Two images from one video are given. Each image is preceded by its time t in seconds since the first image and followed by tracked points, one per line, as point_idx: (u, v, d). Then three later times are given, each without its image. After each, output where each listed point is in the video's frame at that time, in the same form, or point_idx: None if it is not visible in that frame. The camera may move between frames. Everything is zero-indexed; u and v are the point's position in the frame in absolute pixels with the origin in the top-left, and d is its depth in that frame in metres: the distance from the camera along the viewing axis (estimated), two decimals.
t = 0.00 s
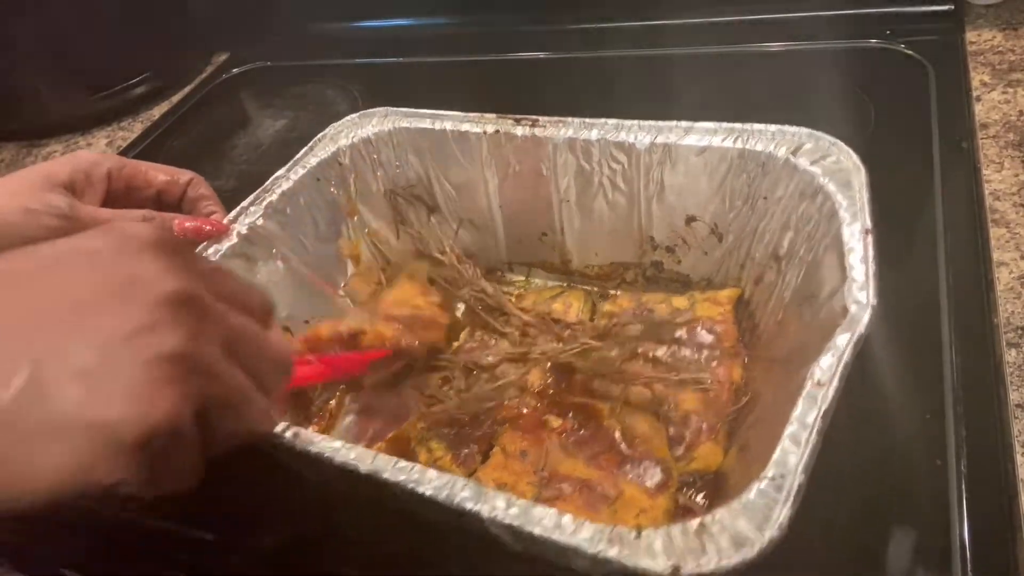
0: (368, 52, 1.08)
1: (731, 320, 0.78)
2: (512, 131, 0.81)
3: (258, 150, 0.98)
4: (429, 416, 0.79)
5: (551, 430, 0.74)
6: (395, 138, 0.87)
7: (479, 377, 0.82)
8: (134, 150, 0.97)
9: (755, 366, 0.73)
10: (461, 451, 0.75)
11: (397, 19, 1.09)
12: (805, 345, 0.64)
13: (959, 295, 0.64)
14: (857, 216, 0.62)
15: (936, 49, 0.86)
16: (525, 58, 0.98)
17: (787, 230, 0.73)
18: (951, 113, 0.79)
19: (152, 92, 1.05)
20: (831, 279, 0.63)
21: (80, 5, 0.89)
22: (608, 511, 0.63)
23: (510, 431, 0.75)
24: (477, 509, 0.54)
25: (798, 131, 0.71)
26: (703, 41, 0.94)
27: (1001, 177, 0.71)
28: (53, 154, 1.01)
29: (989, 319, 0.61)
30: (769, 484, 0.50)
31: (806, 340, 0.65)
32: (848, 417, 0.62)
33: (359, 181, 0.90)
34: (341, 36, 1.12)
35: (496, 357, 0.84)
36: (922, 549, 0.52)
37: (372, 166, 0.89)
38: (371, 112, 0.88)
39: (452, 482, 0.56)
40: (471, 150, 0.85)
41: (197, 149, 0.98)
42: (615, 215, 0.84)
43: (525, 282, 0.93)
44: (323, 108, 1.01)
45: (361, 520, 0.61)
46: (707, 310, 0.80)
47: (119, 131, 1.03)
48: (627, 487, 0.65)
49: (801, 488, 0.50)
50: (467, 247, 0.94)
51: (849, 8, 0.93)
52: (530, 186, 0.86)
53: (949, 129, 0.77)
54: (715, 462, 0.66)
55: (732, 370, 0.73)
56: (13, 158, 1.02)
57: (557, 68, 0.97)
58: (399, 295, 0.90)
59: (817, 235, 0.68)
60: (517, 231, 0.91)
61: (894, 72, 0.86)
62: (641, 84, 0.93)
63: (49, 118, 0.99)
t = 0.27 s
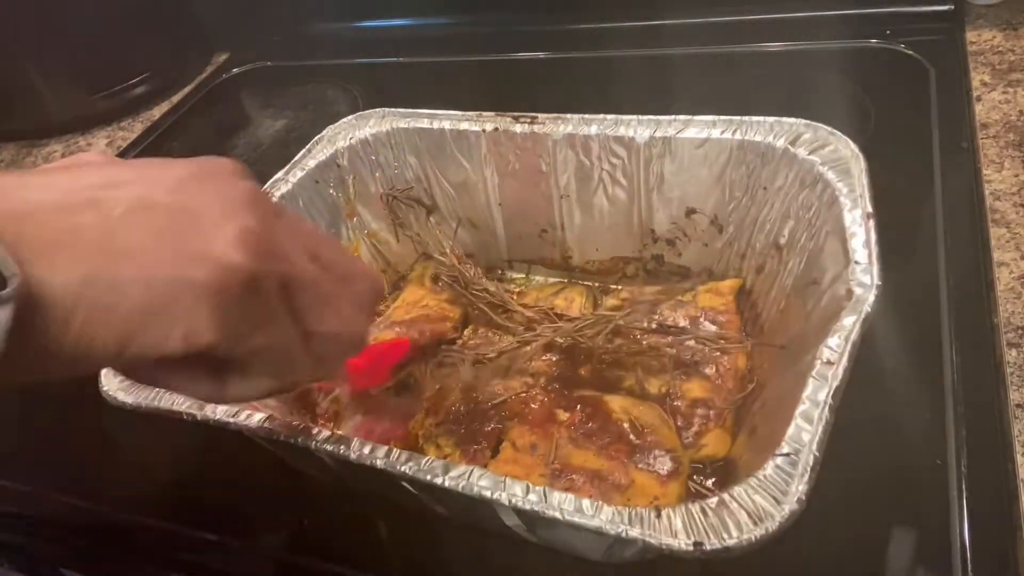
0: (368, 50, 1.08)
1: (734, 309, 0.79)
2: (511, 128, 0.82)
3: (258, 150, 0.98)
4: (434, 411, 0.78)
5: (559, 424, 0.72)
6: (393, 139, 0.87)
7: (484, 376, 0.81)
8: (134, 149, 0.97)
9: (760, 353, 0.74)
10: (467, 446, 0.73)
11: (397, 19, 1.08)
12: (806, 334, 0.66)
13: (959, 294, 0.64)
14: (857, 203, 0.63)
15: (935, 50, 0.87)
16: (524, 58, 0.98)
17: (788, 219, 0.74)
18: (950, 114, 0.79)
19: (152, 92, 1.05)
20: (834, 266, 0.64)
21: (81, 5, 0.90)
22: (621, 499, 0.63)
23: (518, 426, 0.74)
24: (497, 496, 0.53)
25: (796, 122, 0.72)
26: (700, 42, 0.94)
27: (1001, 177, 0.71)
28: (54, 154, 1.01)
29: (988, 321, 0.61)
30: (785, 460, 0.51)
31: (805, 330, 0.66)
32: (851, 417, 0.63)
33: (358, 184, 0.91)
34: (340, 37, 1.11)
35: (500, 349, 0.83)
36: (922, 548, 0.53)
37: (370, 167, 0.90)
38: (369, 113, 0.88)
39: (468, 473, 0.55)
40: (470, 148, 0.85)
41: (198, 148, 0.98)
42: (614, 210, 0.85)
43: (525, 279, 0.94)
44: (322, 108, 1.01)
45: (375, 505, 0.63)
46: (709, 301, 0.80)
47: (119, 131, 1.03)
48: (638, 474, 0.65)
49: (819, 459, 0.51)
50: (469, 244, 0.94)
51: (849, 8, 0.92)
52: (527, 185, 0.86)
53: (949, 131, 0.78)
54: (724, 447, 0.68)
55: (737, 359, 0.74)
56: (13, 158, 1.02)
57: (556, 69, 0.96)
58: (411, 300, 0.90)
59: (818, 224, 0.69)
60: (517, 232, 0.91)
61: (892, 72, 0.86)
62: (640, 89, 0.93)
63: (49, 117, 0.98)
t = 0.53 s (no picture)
0: (367, 50, 1.07)
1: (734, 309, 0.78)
2: (513, 125, 0.82)
3: (258, 150, 0.98)
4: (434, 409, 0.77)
5: (559, 424, 0.72)
6: (393, 131, 0.87)
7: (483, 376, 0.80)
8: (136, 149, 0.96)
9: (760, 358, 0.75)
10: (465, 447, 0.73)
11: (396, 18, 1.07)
12: (808, 346, 0.66)
13: (960, 298, 0.64)
14: (861, 208, 0.63)
15: (937, 50, 0.86)
16: (523, 59, 0.98)
17: (791, 223, 0.74)
18: (950, 114, 0.79)
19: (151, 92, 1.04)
20: (839, 271, 0.64)
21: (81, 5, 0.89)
22: (622, 508, 0.63)
23: (517, 427, 0.73)
24: (501, 516, 0.53)
25: (801, 123, 0.72)
26: (703, 41, 0.94)
27: (1001, 177, 0.71)
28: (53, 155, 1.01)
29: (988, 320, 0.61)
30: (788, 475, 0.51)
31: (807, 336, 0.67)
32: (854, 422, 0.62)
33: (356, 178, 0.90)
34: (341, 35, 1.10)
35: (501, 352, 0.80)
36: (923, 548, 0.53)
37: (367, 161, 0.90)
38: (367, 106, 0.88)
39: (472, 489, 0.55)
40: (471, 144, 0.85)
41: (198, 149, 0.98)
42: (617, 208, 0.85)
43: (524, 276, 0.94)
44: (322, 108, 1.01)
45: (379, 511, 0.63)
46: (710, 301, 0.79)
47: (119, 131, 1.03)
48: (639, 478, 0.65)
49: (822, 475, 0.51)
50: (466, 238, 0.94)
51: (849, 8, 0.92)
52: (526, 183, 0.86)
53: (949, 132, 0.77)
54: (725, 449, 0.69)
55: (739, 360, 0.74)
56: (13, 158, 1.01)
57: (556, 70, 0.96)
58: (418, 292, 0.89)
59: (822, 227, 0.69)
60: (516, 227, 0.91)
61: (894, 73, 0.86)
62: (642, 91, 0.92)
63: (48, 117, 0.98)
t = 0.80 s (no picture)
0: (365, 50, 1.07)
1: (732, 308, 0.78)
2: (514, 111, 0.82)
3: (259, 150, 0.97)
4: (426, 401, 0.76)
5: (557, 423, 0.71)
6: (384, 109, 0.86)
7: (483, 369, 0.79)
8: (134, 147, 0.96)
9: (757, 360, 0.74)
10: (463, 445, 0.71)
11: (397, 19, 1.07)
12: (812, 351, 0.65)
13: (958, 301, 0.65)
14: (869, 217, 0.64)
15: (936, 50, 0.86)
16: (524, 59, 0.98)
17: (794, 225, 0.74)
18: (949, 114, 0.80)
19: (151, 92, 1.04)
20: (844, 275, 0.64)
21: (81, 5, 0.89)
22: (619, 510, 0.62)
23: (515, 425, 0.72)
24: (511, 534, 0.53)
25: (809, 124, 0.73)
26: (700, 41, 0.93)
27: (1001, 177, 0.72)
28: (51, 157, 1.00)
29: (989, 321, 0.62)
30: (798, 491, 0.52)
31: (807, 343, 0.67)
32: (856, 423, 0.62)
33: (346, 159, 0.89)
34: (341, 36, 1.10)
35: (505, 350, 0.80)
36: (920, 548, 0.53)
37: (356, 140, 0.88)
38: (358, 84, 0.87)
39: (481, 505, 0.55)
40: (468, 128, 0.85)
41: (197, 150, 0.98)
42: (616, 200, 0.84)
43: (516, 263, 0.93)
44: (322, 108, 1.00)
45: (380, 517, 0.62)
46: (707, 299, 0.79)
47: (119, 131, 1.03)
48: (635, 478, 0.65)
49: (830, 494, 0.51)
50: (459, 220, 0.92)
51: (849, 8, 0.91)
52: (523, 172, 0.86)
53: (949, 132, 0.78)
54: (721, 452, 0.69)
55: (733, 359, 0.74)
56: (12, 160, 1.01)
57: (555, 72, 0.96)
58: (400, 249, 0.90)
59: (825, 230, 0.69)
60: (510, 211, 0.90)
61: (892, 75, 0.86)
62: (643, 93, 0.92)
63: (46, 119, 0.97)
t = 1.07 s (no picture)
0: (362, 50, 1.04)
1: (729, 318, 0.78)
2: (520, 101, 0.80)
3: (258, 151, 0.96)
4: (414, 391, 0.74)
5: (547, 423, 0.70)
6: (388, 91, 0.85)
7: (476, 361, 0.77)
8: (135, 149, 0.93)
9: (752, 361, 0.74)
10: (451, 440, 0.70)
11: (396, 19, 1.04)
12: (813, 368, 0.64)
13: (958, 303, 0.64)
14: (878, 236, 0.62)
15: (936, 51, 0.85)
16: (524, 59, 0.96)
17: (799, 239, 0.73)
18: (948, 117, 0.79)
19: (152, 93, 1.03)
20: (846, 295, 0.63)
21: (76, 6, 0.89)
22: (608, 513, 0.62)
23: (505, 421, 0.71)
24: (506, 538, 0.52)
25: (821, 136, 0.71)
26: (700, 41, 0.91)
27: (1001, 177, 0.70)
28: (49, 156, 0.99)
29: (988, 322, 0.62)
30: (795, 514, 0.50)
31: (807, 357, 0.65)
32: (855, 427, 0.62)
33: (344, 137, 0.88)
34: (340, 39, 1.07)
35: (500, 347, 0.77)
36: (921, 547, 0.54)
37: (358, 121, 0.87)
38: (364, 62, 0.85)
39: (475, 505, 0.54)
40: (473, 116, 0.83)
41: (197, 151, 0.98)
42: (619, 199, 0.83)
43: (512, 255, 0.91)
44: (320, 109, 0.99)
45: (364, 526, 0.61)
46: (703, 307, 0.78)
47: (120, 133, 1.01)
48: (625, 484, 0.64)
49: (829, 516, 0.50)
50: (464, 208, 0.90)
51: (850, 8, 0.90)
52: (529, 167, 0.85)
53: (948, 131, 0.77)
54: (711, 463, 0.68)
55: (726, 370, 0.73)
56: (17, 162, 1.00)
57: (555, 72, 0.95)
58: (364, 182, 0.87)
59: (832, 246, 0.68)
60: (509, 201, 0.89)
61: (892, 77, 0.85)
62: (640, 92, 0.92)
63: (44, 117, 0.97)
